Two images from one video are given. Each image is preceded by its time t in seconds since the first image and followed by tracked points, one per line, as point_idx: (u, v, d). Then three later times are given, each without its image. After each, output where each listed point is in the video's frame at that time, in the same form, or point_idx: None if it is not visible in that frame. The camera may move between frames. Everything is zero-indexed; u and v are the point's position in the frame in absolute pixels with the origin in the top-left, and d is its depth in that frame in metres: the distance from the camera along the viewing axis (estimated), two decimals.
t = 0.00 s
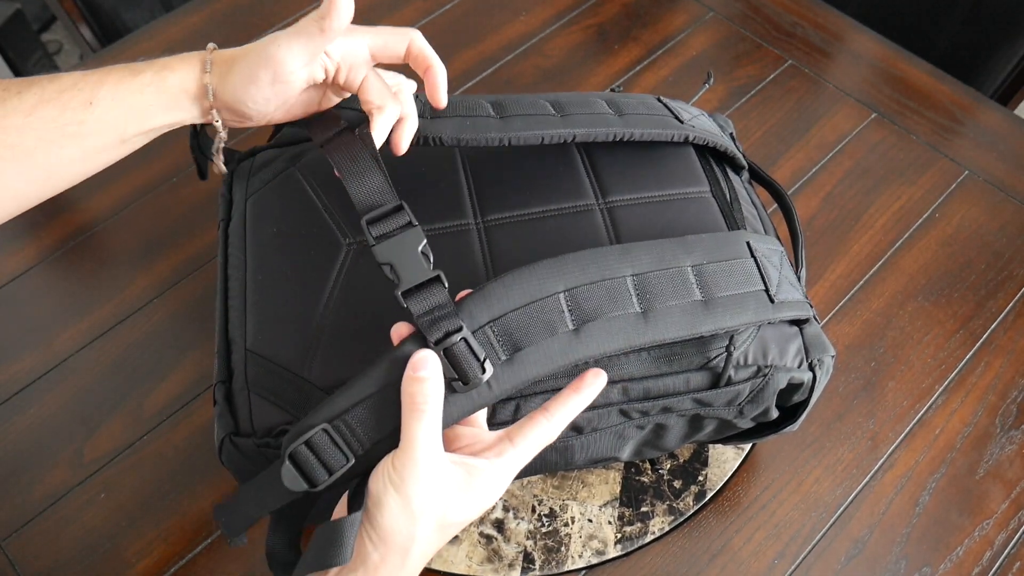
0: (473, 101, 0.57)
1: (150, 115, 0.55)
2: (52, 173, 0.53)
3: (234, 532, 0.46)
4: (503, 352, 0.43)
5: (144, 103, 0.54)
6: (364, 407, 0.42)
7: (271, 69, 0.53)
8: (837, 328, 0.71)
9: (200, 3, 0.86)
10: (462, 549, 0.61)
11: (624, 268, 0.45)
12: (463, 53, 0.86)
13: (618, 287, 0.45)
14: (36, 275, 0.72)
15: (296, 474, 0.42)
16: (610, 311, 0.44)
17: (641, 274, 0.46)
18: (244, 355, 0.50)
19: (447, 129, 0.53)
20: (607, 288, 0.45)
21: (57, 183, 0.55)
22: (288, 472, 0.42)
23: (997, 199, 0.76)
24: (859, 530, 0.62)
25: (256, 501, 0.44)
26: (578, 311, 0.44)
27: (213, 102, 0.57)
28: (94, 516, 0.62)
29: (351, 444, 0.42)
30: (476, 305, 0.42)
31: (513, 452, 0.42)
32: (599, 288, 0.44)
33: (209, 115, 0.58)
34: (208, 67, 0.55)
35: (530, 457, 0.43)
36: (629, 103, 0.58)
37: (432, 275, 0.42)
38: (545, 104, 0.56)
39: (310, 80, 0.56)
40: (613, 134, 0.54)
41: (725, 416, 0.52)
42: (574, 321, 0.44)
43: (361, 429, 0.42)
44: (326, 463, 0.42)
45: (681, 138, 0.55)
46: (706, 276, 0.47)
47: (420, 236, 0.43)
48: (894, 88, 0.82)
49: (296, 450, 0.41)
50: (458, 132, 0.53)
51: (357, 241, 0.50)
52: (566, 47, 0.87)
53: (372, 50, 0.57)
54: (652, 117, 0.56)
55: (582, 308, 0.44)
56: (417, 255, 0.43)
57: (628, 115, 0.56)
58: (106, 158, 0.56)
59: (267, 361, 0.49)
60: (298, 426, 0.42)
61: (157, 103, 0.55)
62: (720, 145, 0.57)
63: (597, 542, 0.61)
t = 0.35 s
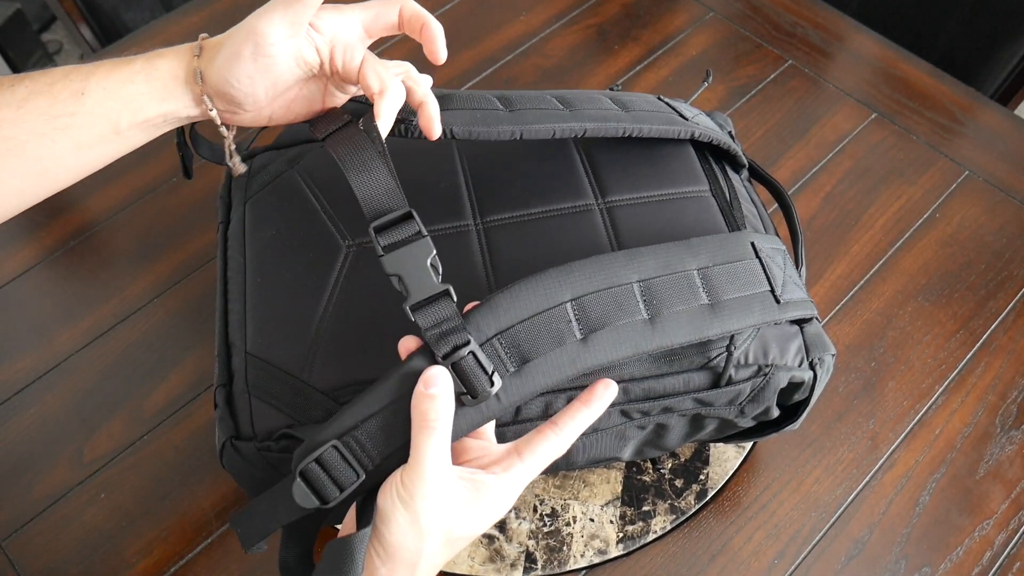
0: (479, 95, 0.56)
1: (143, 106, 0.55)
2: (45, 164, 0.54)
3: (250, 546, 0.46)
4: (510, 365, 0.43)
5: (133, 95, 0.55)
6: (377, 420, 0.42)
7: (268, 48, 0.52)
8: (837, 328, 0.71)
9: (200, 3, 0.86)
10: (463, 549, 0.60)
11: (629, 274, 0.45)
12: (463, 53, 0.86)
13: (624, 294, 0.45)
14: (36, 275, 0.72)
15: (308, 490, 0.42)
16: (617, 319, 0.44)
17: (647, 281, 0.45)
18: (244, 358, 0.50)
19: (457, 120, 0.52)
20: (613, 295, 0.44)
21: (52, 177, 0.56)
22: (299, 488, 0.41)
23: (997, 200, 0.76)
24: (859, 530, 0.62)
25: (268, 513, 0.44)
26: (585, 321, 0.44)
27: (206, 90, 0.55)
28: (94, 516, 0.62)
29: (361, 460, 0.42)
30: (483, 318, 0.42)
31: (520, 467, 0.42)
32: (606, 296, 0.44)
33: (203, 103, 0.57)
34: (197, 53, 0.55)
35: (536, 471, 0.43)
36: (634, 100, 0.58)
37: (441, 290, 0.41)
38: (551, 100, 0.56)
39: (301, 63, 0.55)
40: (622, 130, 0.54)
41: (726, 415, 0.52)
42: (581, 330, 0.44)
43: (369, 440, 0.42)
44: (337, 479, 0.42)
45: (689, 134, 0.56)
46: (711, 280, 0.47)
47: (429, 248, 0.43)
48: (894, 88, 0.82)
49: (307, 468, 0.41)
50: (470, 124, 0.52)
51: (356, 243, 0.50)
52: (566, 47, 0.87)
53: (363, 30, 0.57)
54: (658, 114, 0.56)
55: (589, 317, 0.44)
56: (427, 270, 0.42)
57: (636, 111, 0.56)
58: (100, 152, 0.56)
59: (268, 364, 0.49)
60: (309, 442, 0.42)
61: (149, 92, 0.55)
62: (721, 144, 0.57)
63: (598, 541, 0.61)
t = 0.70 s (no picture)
0: (479, 93, 0.56)
1: (141, 101, 0.55)
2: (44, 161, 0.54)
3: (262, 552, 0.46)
4: (516, 364, 0.43)
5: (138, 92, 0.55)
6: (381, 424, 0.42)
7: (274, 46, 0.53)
8: (836, 328, 0.71)
9: (200, 3, 0.86)
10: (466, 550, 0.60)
11: (633, 273, 0.45)
12: (463, 53, 0.86)
13: (628, 292, 0.45)
14: (35, 275, 0.72)
15: (316, 495, 0.42)
16: (621, 317, 0.44)
17: (650, 279, 0.45)
18: (246, 361, 0.50)
19: (458, 119, 0.52)
20: (618, 294, 0.44)
21: (50, 173, 0.56)
22: (307, 492, 0.42)
23: (997, 200, 0.76)
24: (859, 529, 0.62)
25: (276, 518, 0.44)
26: (590, 319, 0.44)
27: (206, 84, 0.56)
28: (94, 516, 0.61)
29: (368, 462, 0.42)
30: (489, 319, 0.42)
31: (527, 468, 0.42)
32: (610, 295, 0.44)
33: (203, 98, 0.57)
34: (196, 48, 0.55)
35: (543, 472, 0.43)
36: (633, 99, 0.58)
37: (445, 292, 0.41)
38: (552, 98, 0.56)
39: (303, 63, 0.55)
40: (624, 128, 0.54)
41: (728, 413, 0.52)
42: (586, 329, 0.44)
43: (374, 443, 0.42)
44: (345, 482, 0.42)
45: (688, 133, 0.56)
46: (714, 277, 0.47)
47: (434, 249, 0.42)
48: (895, 88, 0.82)
49: (315, 472, 0.41)
50: (470, 122, 0.52)
51: (357, 243, 0.50)
52: (566, 47, 0.87)
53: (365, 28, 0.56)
54: (658, 113, 0.56)
55: (594, 315, 0.44)
56: (432, 270, 0.42)
57: (635, 110, 0.56)
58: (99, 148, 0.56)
59: (269, 366, 0.49)
60: (316, 446, 0.42)
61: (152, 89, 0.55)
62: (721, 142, 0.57)
63: (601, 540, 0.61)
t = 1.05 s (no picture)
0: (470, 122, 0.56)
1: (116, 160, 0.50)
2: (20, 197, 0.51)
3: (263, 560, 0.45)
4: (501, 364, 0.43)
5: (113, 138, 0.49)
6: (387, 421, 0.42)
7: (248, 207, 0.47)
8: (837, 328, 0.71)
9: (200, 2, 0.86)
10: (468, 550, 0.60)
11: (618, 275, 0.46)
12: (464, 53, 0.86)
13: (612, 294, 0.45)
14: (36, 275, 0.72)
15: (308, 495, 0.42)
16: (606, 318, 0.45)
17: (635, 281, 0.46)
18: (249, 359, 0.50)
19: (447, 156, 0.53)
20: (602, 295, 0.45)
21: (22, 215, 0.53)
22: (300, 494, 0.42)
23: (997, 200, 0.76)
24: (859, 529, 0.62)
25: (278, 522, 0.44)
26: (574, 321, 0.44)
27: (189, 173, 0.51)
28: (94, 516, 0.61)
29: (360, 462, 0.42)
30: (474, 322, 0.43)
31: (514, 468, 0.41)
32: (594, 296, 0.45)
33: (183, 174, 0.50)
34: (184, 123, 0.48)
35: (530, 475, 0.42)
36: (626, 107, 0.58)
37: (425, 298, 0.42)
38: (542, 118, 0.56)
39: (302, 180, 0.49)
40: (612, 144, 0.54)
41: (731, 411, 0.52)
42: (570, 329, 0.44)
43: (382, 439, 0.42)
44: (339, 482, 0.42)
45: (680, 141, 0.55)
46: (702, 277, 0.47)
47: (404, 262, 0.43)
48: (894, 89, 0.82)
49: (308, 472, 0.41)
50: (459, 157, 0.53)
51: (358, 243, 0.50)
52: (566, 47, 0.87)
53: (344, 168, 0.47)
54: (650, 122, 0.56)
55: (578, 316, 0.44)
56: (406, 281, 0.42)
57: (626, 122, 0.56)
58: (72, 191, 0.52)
59: (272, 364, 0.49)
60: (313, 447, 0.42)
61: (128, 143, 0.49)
62: (719, 144, 0.57)
63: (603, 540, 0.61)
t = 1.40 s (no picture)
0: (476, 125, 0.56)
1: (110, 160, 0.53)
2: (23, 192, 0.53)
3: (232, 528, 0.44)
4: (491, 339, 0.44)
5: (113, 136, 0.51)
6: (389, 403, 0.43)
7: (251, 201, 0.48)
8: (837, 328, 0.71)
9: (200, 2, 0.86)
10: (468, 550, 0.60)
11: (611, 260, 0.47)
12: (464, 52, 0.86)
13: (604, 277, 0.46)
14: (36, 275, 0.72)
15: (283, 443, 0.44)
16: (595, 298, 0.46)
17: (627, 266, 0.47)
18: (249, 359, 0.50)
19: (453, 158, 0.52)
20: (592, 276, 0.46)
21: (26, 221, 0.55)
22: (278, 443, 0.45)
23: (997, 200, 0.76)
24: (859, 529, 0.62)
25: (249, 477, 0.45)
26: (564, 298, 0.45)
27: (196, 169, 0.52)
28: (94, 516, 0.61)
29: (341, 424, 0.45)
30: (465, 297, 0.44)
31: (421, 333, 0.35)
32: (584, 277, 0.46)
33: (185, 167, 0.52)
34: (187, 116, 0.49)
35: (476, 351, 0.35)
36: (629, 108, 0.58)
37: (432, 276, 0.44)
38: (547, 120, 0.56)
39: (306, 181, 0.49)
40: (617, 144, 0.54)
41: (731, 411, 0.52)
42: (561, 308, 0.45)
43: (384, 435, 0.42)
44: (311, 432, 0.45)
45: (684, 139, 0.55)
46: (695, 268, 0.48)
47: (415, 236, 0.44)
48: (894, 88, 0.82)
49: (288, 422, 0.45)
50: (465, 160, 0.52)
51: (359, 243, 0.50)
52: (566, 47, 0.87)
53: (358, 160, 0.48)
54: (653, 121, 0.56)
55: (568, 295, 0.45)
56: (411, 252, 0.44)
57: (631, 122, 0.56)
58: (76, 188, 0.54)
59: (273, 364, 0.49)
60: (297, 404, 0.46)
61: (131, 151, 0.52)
62: (720, 143, 0.57)
63: (603, 539, 0.61)
